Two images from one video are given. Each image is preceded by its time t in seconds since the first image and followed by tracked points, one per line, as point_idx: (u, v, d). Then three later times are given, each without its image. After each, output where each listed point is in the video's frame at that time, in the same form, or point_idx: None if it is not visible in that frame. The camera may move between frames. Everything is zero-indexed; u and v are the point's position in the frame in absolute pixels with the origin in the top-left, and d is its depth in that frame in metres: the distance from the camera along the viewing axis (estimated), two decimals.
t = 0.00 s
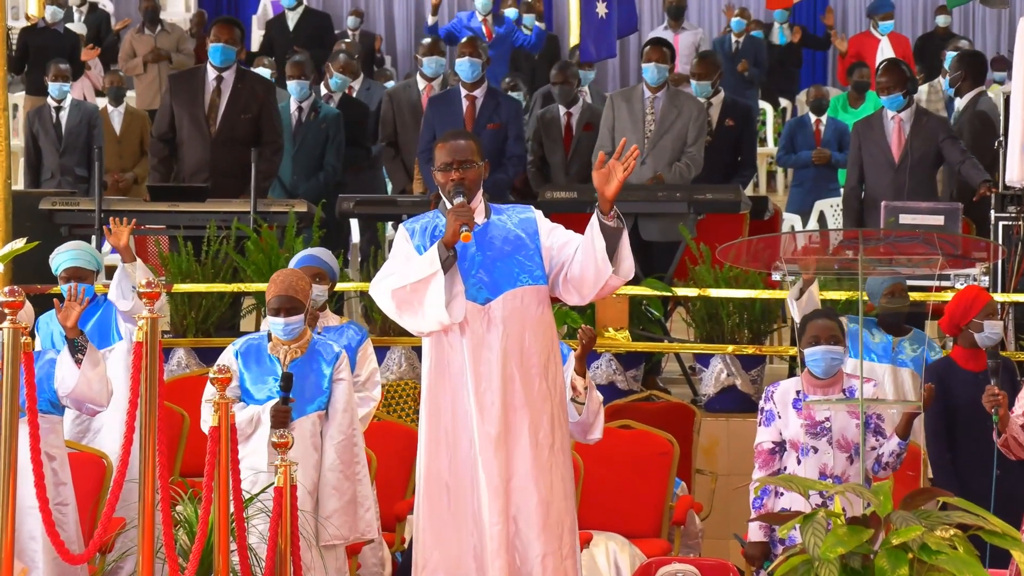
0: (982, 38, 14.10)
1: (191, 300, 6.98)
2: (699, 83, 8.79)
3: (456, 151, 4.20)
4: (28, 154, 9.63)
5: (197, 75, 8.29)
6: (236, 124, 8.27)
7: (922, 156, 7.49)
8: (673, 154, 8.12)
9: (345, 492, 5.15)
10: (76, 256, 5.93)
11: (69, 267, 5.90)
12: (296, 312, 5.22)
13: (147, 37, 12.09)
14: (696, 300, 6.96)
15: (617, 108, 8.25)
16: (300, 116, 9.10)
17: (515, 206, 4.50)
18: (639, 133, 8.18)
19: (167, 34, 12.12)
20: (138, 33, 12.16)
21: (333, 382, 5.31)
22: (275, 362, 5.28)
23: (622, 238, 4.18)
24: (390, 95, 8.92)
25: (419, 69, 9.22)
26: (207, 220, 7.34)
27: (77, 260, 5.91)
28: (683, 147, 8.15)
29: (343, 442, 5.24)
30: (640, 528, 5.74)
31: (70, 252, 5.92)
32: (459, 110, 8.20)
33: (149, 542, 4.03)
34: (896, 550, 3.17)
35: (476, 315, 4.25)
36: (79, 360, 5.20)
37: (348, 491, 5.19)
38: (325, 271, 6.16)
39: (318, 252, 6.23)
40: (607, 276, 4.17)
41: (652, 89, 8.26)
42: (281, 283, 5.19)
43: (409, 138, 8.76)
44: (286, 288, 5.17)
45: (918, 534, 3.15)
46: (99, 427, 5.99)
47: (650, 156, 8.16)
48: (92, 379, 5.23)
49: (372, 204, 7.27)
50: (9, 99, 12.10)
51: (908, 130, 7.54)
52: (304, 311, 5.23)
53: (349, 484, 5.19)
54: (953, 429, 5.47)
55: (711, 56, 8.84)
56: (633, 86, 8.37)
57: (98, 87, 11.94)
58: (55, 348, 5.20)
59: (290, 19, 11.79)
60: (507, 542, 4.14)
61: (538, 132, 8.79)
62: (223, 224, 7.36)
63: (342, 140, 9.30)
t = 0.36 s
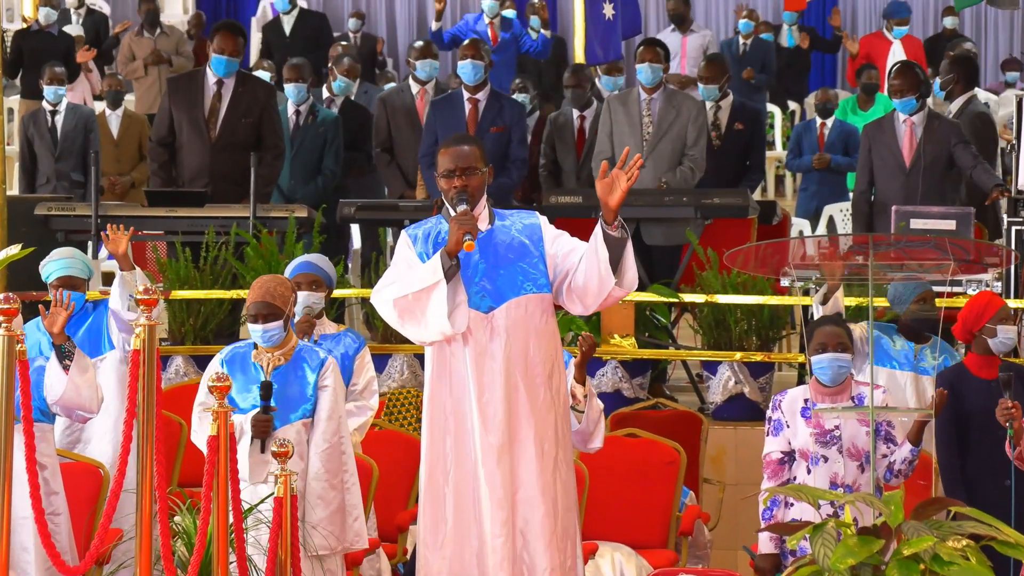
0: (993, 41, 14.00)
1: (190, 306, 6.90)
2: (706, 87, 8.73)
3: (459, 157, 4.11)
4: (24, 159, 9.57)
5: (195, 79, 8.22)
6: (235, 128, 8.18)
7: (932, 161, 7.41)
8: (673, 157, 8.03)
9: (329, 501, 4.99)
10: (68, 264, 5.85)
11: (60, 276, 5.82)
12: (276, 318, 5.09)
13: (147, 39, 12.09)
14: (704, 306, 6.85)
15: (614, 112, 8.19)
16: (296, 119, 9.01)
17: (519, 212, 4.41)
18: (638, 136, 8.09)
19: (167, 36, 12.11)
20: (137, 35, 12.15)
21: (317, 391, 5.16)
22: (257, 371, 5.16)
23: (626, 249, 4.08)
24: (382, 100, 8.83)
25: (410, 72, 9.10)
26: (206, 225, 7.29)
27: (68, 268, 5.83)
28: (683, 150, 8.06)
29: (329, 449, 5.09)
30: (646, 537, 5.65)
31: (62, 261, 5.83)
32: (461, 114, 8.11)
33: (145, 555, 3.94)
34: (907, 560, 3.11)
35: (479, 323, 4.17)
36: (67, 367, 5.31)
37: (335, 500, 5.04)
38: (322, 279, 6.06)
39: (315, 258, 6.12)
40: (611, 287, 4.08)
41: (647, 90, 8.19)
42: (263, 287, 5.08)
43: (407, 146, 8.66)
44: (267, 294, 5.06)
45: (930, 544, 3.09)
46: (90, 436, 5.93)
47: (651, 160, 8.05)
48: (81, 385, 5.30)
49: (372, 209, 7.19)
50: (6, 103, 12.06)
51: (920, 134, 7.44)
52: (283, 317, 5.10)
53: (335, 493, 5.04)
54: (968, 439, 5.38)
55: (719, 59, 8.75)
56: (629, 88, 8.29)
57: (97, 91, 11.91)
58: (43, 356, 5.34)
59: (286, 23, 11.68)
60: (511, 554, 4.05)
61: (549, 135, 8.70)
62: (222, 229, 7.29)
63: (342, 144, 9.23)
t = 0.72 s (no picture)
0: (1003, 42, 13.92)
1: (188, 310, 6.84)
2: (712, 88, 8.55)
3: (462, 160, 4.05)
4: (19, 162, 9.52)
5: (194, 81, 8.16)
6: (235, 132, 8.14)
7: (940, 164, 7.34)
8: (673, 157, 7.97)
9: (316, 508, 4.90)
10: (62, 268, 5.82)
11: (54, 280, 5.81)
12: (255, 324, 5.03)
13: (158, 40, 12.04)
14: (710, 310, 6.79)
15: (610, 114, 8.13)
16: (292, 120, 8.95)
17: (522, 215, 4.35)
18: (636, 140, 8.02)
19: (179, 38, 12.05)
20: (150, 33, 12.10)
21: (302, 396, 5.07)
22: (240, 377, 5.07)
23: (633, 255, 4.04)
24: (382, 102, 8.78)
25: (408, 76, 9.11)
26: (205, 228, 7.24)
27: (62, 273, 5.81)
28: (682, 150, 8.00)
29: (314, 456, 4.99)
30: (651, 545, 5.61)
31: (55, 266, 5.80)
32: (463, 115, 8.05)
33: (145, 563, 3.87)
34: (915, 568, 3.06)
35: (481, 329, 4.11)
36: (54, 370, 5.28)
37: (322, 505, 4.95)
38: (319, 283, 5.92)
39: (312, 260, 5.96)
40: (618, 293, 4.02)
41: (642, 91, 8.11)
42: (241, 293, 5.04)
43: (409, 148, 8.60)
44: (246, 299, 5.01)
45: (938, 551, 3.04)
46: (88, 442, 5.88)
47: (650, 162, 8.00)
48: (71, 390, 5.30)
49: (373, 213, 7.13)
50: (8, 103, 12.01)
51: (928, 135, 7.38)
52: (263, 322, 5.04)
53: (321, 498, 4.94)
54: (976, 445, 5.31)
55: (725, 62, 8.52)
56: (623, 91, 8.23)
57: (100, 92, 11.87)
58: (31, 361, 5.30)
59: (294, 25, 11.69)
60: (514, 563, 3.98)
61: (558, 137, 8.64)
62: (221, 232, 7.26)
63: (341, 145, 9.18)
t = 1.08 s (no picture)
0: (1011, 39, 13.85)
1: (187, 309, 6.78)
2: (719, 86, 8.58)
3: (464, 156, 3.98)
4: (15, 159, 9.44)
5: (193, 78, 8.10)
6: (235, 129, 8.09)
7: (949, 162, 7.28)
8: (674, 154, 7.91)
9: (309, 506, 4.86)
10: (58, 268, 5.76)
11: (51, 281, 5.76)
12: (243, 323, 4.94)
13: (170, 35, 12.02)
14: (715, 310, 6.72)
15: (606, 112, 8.03)
16: (288, 117, 8.89)
17: (525, 212, 4.29)
18: (635, 138, 7.94)
19: (191, 35, 11.99)
20: (162, 28, 12.09)
21: (293, 395, 5.01)
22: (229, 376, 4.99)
23: (639, 250, 3.97)
24: (383, 99, 8.70)
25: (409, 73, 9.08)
26: (203, 227, 7.16)
27: (59, 273, 5.76)
28: (682, 146, 7.94)
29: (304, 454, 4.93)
30: (656, 548, 5.54)
31: (52, 266, 5.74)
32: (465, 112, 7.99)
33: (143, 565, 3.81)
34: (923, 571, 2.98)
35: (485, 327, 4.04)
36: (47, 370, 5.26)
37: (315, 503, 4.90)
38: (318, 281, 5.87)
39: (310, 259, 5.90)
40: (623, 288, 3.96)
41: (639, 88, 8.04)
42: (230, 292, 4.96)
43: (410, 146, 8.53)
44: (234, 297, 4.93)
45: (948, 554, 2.96)
46: (88, 442, 5.81)
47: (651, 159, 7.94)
48: (64, 390, 5.27)
49: (373, 211, 7.07)
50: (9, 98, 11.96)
51: (937, 133, 7.30)
52: (252, 321, 4.95)
53: (314, 496, 4.89)
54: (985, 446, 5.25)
55: (731, 58, 8.57)
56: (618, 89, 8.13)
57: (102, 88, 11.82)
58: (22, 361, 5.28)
59: (310, 19, 11.53)
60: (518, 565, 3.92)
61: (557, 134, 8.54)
62: (219, 230, 7.21)
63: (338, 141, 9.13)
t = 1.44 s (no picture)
0: None
1: (182, 307, 6.68)
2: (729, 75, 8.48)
3: (467, 149, 3.86)
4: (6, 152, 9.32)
5: (187, 68, 7.99)
6: (231, 119, 7.99)
7: (966, 155, 7.14)
8: (682, 146, 7.77)
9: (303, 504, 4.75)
10: (52, 264, 5.66)
11: (45, 277, 5.66)
12: (230, 318, 4.81)
13: (167, 24, 11.89)
14: (725, 307, 6.59)
15: (610, 104, 7.89)
16: (286, 108, 8.79)
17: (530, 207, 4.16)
18: (641, 123, 7.82)
19: (187, 23, 11.87)
20: (159, 17, 11.99)
21: (284, 392, 4.89)
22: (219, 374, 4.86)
23: (643, 237, 3.82)
24: (386, 88, 8.59)
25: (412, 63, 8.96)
26: (198, 222, 7.07)
27: (53, 269, 5.66)
28: (690, 137, 7.80)
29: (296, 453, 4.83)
30: (665, 551, 5.40)
31: (46, 262, 5.65)
32: (468, 104, 7.88)
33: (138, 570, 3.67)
34: None
35: (489, 323, 3.92)
36: (39, 368, 5.15)
37: (309, 502, 4.79)
38: (315, 277, 5.76)
39: (307, 255, 5.78)
40: (628, 278, 3.82)
41: (645, 79, 7.97)
42: (217, 287, 4.84)
43: (413, 140, 8.41)
44: (222, 293, 4.81)
45: (965, 558, 2.83)
46: (82, 443, 5.69)
47: (659, 152, 7.80)
48: (59, 390, 5.17)
49: (374, 205, 6.96)
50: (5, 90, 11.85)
51: (954, 125, 7.16)
52: (240, 315, 4.83)
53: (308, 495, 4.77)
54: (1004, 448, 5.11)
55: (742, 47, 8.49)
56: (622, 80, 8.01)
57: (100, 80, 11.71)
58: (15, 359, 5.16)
59: (320, 9, 11.36)
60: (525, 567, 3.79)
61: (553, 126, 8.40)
62: (216, 226, 7.11)
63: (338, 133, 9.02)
